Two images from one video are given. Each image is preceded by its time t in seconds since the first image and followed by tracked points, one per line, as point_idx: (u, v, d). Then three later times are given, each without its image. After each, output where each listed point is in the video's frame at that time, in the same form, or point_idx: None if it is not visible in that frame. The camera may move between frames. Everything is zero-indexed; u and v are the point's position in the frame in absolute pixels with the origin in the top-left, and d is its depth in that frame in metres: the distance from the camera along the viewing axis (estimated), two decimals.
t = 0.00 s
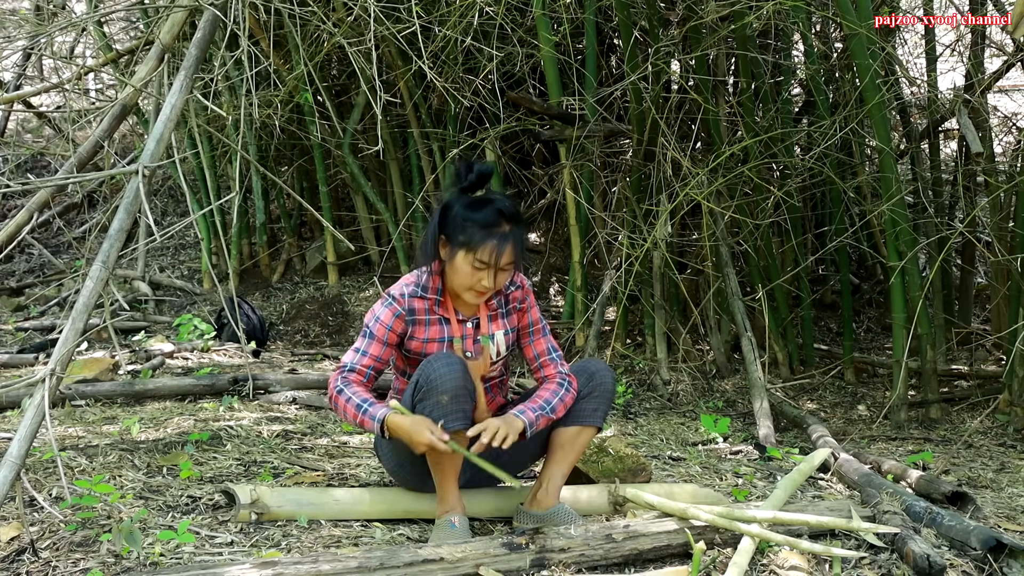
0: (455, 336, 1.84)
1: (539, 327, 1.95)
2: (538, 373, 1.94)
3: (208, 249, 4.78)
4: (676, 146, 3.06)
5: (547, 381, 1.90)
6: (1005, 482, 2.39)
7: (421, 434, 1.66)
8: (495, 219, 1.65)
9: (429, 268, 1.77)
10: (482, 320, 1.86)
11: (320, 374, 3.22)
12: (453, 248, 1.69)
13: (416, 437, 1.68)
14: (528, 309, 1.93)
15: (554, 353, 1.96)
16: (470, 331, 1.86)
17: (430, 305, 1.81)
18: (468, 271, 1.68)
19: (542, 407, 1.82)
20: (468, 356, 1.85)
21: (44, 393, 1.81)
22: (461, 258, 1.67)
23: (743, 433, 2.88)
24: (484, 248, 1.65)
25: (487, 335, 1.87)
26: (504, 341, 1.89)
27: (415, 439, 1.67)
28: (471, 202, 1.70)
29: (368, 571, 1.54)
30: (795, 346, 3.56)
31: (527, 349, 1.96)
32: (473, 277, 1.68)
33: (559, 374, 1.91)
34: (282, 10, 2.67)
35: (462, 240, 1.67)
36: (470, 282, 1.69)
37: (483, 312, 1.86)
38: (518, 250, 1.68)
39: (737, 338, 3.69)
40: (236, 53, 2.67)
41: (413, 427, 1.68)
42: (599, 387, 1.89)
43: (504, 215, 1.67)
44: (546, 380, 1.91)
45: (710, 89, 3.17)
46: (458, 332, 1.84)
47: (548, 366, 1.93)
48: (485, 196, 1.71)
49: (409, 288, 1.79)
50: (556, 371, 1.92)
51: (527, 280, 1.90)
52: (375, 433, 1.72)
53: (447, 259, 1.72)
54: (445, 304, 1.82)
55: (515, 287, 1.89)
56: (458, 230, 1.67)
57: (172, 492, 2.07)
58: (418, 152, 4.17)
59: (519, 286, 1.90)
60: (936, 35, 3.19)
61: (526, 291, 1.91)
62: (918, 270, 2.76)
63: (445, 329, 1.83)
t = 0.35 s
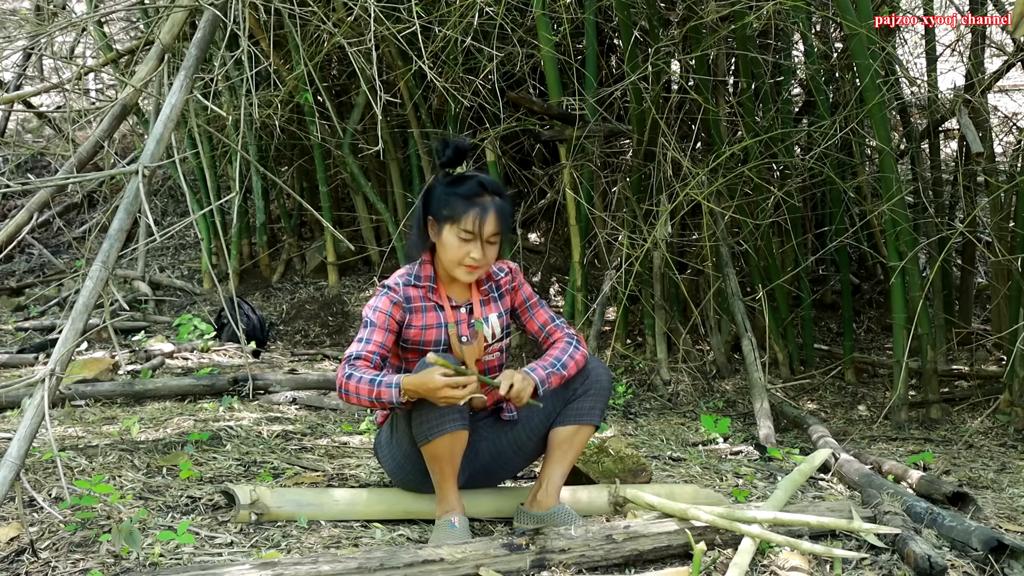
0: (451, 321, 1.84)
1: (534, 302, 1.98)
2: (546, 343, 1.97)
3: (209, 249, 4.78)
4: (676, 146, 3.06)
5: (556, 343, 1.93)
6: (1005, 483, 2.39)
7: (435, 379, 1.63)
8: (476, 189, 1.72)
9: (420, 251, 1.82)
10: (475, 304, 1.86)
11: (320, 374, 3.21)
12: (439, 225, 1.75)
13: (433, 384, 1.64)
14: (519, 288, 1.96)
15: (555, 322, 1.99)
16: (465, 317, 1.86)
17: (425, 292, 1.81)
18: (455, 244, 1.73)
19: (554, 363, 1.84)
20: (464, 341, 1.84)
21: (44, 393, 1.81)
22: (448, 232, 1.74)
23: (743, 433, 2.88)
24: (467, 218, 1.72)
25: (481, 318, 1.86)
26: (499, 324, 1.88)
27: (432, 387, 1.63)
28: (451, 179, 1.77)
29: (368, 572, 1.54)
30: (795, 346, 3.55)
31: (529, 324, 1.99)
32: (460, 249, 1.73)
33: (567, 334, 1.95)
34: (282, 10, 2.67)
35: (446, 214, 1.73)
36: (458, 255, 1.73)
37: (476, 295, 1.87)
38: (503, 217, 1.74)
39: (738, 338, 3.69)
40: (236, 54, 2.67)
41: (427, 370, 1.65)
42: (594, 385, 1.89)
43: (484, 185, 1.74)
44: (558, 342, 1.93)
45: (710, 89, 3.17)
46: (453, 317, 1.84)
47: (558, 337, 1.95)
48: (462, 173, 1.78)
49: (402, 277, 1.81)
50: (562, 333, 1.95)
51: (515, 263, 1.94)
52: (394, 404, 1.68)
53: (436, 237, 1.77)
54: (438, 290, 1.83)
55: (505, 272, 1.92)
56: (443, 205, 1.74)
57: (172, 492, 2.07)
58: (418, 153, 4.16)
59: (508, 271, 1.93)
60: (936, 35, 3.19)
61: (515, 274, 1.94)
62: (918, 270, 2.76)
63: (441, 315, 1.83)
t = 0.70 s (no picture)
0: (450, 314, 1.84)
1: (528, 303, 1.98)
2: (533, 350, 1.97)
3: (209, 249, 4.78)
4: (676, 146, 3.06)
5: (542, 350, 1.94)
6: (1006, 483, 2.38)
7: (445, 348, 1.59)
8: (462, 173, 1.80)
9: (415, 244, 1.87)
10: (472, 297, 1.88)
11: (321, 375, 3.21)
12: (428, 210, 1.81)
13: (446, 356, 1.60)
14: (516, 287, 1.96)
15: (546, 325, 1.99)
16: (463, 310, 1.86)
17: (423, 286, 1.82)
18: (443, 223, 1.78)
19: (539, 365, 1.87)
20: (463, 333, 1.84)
21: (44, 393, 1.81)
22: (436, 214, 1.79)
23: (743, 434, 2.88)
24: (450, 196, 1.77)
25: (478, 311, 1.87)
26: (496, 317, 1.90)
27: (445, 359, 1.60)
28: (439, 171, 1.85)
29: (368, 572, 1.54)
30: (795, 346, 3.55)
31: (520, 327, 1.99)
32: (446, 226, 1.77)
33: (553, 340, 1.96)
34: (282, 10, 2.67)
35: (434, 199, 1.79)
36: (445, 233, 1.77)
37: (472, 288, 1.88)
38: (487, 197, 1.79)
39: (738, 338, 3.69)
40: (236, 53, 2.67)
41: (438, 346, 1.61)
42: (599, 387, 1.88)
43: (469, 171, 1.81)
44: (544, 348, 1.94)
45: (711, 89, 3.17)
46: (451, 311, 1.84)
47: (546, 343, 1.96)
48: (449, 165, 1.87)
49: (399, 272, 1.82)
50: (550, 338, 1.96)
51: (509, 259, 1.94)
52: (406, 386, 1.66)
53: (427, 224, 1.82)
54: (436, 284, 1.84)
55: (499, 268, 1.93)
56: (430, 191, 1.81)
57: (173, 492, 2.07)
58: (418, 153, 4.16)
59: (503, 267, 1.94)
60: (936, 35, 3.18)
61: (509, 271, 1.95)
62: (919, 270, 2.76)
63: (440, 308, 1.83)
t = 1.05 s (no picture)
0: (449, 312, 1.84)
1: (528, 304, 1.97)
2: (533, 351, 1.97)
3: (209, 249, 4.78)
4: (676, 146, 3.06)
5: (541, 350, 1.93)
6: (1006, 483, 2.38)
7: (442, 337, 1.59)
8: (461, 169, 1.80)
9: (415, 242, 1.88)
10: (472, 296, 1.88)
11: (321, 375, 3.21)
12: (428, 208, 1.81)
13: (439, 347, 1.60)
14: (515, 286, 1.96)
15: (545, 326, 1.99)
16: (462, 309, 1.86)
17: (423, 284, 1.83)
18: (441, 219, 1.78)
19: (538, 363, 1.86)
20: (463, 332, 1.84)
21: (44, 393, 1.81)
22: (435, 211, 1.79)
23: (743, 434, 2.88)
24: (451, 192, 1.77)
25: (478, 310, 1.87)
26: (495, 316, 1.90)
27: (440, 349, 1.60)
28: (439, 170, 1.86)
29: (368, 572, 1.54)
30: (795, 346, 3.55)
31: (520, 328, 1.98)
32: (446, 222, 1.78)
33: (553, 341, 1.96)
34: (282, 10, 2.66)
35: (433, 195, 1.80)
36: (445, 229, 1.77)
37: (472, 287, 1.88)
38: (487, 193, 1.80)
39: (738, 338, 3.69)
40: (236, 53, 2.67)
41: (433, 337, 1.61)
42: (599, 387, 1.88)
43: (469, 168, 1.82)
44: (543, 349, 1.93)
45: (711, 89, 3.17)
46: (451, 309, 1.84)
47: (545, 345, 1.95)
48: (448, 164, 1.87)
49: (399, 270, 1.82)
50: (549, 339, 1.95)
51: (509, 259, 1.94)
52: (405, 378, 1.66)
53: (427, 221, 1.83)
54: (435, 282, 1.84)
55: (499, 267, 1.93)
56: (430, 188, 1.81)
57: (173, 492, 2.07)
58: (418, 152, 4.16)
59: (502, 267, 1.94)
60: (936, 35, 3.18)
61: (510, 271, 1.94)
62: (919, 270, 2.76)
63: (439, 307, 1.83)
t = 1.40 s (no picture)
0: (451, 312, 1.84)
1: (529, 305, 1.98)
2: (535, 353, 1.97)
3: (209, 249, 4.78)
4: (676, 146, 3.06)
5: (542, 352, 1.94)
6: (1006, 484, 2.39)
7: (447, 337, 1.60)
8: (465, 170, 1.80)
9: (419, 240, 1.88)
10: (474, 297, 1.88)
11: (321, 375, 3.21)
12: (433, 209, 1.80)
13: (447, 347, 1.60)
14: (517, 288, 1.96)
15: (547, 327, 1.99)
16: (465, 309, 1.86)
17: (425, 285, 1.82)
18: (446, 221, 1.78)
19: (540, 365, 1.87)
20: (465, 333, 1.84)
21: (45, 393, 1.81)
22: (439, 212, 1.79)
23: (743, 434, 2.89)
24: (457, 195, 1.77)
25: (481, 311, 1.87)
26: (497, 318, 1.90)
27: (446, 348, 1.61)
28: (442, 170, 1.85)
29: (368, 572, 1.54)
30: (795, 346, 3.55)
31: (521, 329, 1.98)
32: (451, 225, 1.77)
33: (555, 343, 1.96)
34: (283, 10, 2.67)
35: (437, 196, 1.80)
36: (450, 231, 1.77)
37: (474, 288, 1.88)
38: (492, 195, 1.80)
39: (738, 338, 3.69)
40: (236, 53, 2.66)
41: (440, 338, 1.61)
42: (601, 388, 1.88)
43: (473, 169, 1.81)
44: (545, 351, 1.94)
45: (711, 89, 3.17)
46: (453, 310, 1.84)
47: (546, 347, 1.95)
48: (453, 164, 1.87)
49: (402, 271, 1.81)
50: (550, 340, 1.96)
51: (511, 260, 1.94)
52: (411, 377, 1.66)
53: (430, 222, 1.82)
54: (438, 283, 1.84)
55: (501, 268, 1.93)
56: (435, 190, 1.81)
57: (173, 492, 2.07)
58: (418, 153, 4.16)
59: (504, 268, 1.94)
60: (936, 35, 3.18)
61: (511, 272, 1.95)
62: (919, 270, 2.76)
63: (441, 307, 1.83)
